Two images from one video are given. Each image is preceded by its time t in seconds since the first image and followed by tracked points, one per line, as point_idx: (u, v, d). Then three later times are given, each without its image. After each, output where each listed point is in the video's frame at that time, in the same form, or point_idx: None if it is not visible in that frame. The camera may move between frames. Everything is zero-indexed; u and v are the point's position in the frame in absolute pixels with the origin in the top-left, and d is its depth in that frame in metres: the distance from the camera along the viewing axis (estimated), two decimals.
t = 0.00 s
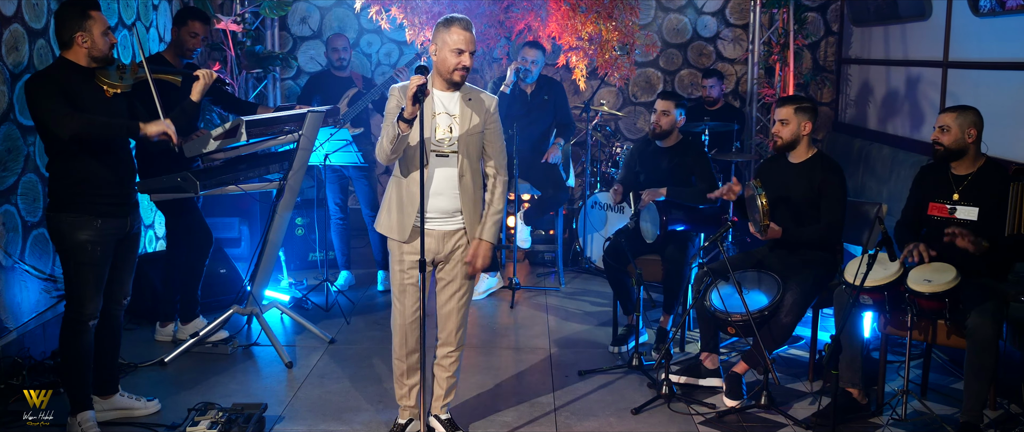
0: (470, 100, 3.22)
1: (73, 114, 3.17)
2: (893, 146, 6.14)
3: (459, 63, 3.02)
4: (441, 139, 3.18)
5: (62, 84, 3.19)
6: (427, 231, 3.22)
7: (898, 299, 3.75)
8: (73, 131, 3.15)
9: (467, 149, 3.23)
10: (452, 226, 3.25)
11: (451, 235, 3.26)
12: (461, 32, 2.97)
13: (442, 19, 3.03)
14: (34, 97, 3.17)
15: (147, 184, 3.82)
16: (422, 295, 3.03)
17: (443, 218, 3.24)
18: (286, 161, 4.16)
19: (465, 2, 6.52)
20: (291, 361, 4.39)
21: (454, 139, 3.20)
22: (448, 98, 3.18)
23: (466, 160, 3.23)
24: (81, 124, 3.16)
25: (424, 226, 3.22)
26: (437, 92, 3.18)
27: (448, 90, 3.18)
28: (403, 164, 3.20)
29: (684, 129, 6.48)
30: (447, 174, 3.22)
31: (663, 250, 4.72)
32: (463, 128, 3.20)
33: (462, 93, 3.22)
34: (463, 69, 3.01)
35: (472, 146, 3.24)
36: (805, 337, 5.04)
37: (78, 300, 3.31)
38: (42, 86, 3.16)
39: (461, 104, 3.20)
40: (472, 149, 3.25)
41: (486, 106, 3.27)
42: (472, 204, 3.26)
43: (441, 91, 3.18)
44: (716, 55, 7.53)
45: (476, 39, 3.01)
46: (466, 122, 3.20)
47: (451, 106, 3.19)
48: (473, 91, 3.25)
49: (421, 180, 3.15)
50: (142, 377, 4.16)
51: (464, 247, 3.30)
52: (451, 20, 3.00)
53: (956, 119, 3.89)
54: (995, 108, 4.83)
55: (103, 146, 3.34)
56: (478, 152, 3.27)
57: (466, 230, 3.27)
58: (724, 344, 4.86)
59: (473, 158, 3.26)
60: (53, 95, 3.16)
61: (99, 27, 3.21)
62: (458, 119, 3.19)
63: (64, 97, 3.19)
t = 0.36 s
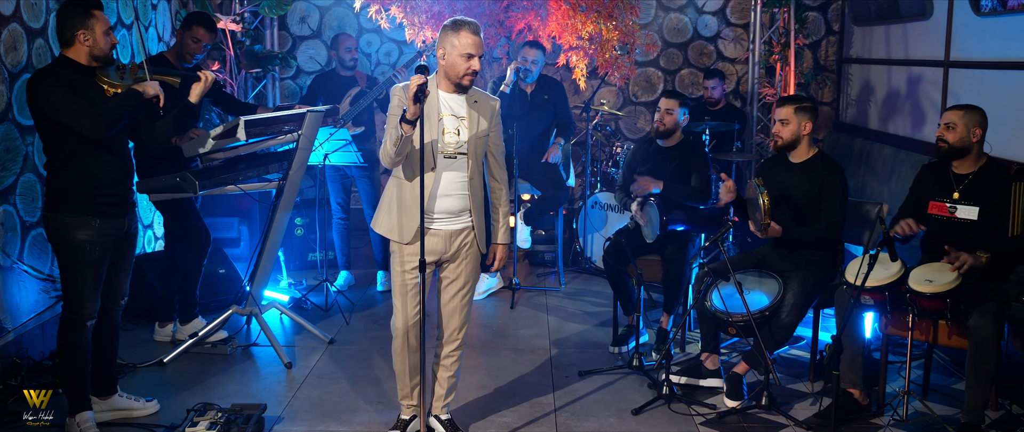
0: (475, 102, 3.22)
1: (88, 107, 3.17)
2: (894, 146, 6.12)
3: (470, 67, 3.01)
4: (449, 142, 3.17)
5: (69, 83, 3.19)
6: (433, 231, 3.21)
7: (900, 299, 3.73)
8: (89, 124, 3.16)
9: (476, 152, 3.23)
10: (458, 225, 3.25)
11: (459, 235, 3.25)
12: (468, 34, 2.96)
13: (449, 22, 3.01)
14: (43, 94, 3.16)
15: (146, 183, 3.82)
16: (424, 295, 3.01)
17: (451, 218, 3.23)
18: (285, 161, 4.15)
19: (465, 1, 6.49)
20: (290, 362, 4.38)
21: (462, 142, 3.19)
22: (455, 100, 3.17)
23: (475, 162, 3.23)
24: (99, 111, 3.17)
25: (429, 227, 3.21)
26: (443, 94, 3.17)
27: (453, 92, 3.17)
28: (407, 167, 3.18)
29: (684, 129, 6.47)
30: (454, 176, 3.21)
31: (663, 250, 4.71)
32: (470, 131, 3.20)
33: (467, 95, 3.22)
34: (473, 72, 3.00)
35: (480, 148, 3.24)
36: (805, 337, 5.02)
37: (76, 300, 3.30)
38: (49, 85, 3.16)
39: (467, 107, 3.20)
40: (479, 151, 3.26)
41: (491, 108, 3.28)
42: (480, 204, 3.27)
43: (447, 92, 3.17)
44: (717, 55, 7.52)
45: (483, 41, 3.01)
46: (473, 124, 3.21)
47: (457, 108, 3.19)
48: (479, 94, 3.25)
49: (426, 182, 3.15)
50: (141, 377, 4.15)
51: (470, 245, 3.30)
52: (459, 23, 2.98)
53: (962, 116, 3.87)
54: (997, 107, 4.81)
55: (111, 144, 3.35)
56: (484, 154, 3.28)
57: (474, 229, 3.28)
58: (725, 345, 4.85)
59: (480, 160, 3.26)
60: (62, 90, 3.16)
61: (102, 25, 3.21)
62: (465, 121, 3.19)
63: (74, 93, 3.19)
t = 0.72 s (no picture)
0: (476, 102, 3.20)
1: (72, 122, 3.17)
2: (895, 146, 6.11)
3: (471, 67, 2.99)
4: (449, 141, 3.16)
5: (64, 84, 3.16)
6: (433, 231, 3.20)
7: (901, 299, 3.71)
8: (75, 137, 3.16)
9: (476, 151, 3.22)
10: (460, 224, 3.24)
11: (459, 234, 3.24)
12: (470, 34, 2.95)
13: (450, 21, 3.00)
14: (39, 95, 3.14)
15: (144, 183, 3.80)
16: (425, 296, 3.00)
17: (451, 218, 3.22)
18: (284, 161, 4.13)
19: None
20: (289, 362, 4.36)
21: (462, 142, 3.18)
22: (455, 99, 3.16)
23: (474, 161, 3.22)
24: (75, 146, 3.14)
25: (430, 226, 3.20)
26: (443, 93, 3.15)
27: (454, 92, 3.16)
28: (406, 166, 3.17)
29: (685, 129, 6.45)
30: (454, 175, 3.20)
31: (664, 250, 4.70)
32: (470, 130, 3.19)
33: (468, 95, 3.21)
34: (473, 72, 2.99)
35: (480, 148, 3.22)
36: (806, 338, 5.01)
37: (75, 300, 3.28)
38: (46, 87, 3.14)
39: (468, 106, 3.18)
40: (479, 151, 3.24)
41: (492, 107, 3.26)
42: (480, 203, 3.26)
43: (447, 92, 3.16)
44: (718, 54, 7.51)
45: (485, 41, 2.99)
46: (473, 124, 3.19)
47: (458, 108, 3.17)
48: (480, 94, 3.23)
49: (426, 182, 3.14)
50: (140, 378, 4.14)
51: (471, 244, 3.29)
52: (461, 23, 2.96)
53: (968, 118, 3.85)
54: (999, 107, 4.80)
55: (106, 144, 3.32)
56: (484, 154, 3.27)
57: (474, 228, 3.27)
58: (725, 346, 4.83)
59: (480, 159, 3.25)
60: (57, 96, 3.14)
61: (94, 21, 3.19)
62: (465, 121, 3.18)
63: (70, 99, 3.18)
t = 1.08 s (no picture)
0: (473, 103, 3.19)
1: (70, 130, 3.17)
2: (896, 146, 6.10)
3: (469, 69, 2.98)
4: (446, 142, 3.15)
5: (60, 86, 3.15)
6: (430, 231, 3.18)
7: (903, 300, 3.72)
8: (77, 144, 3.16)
9: (473, 152, 3.20)
10: (456, 225, 3.22)
11: (456, 234, 3.23)
12: (469, 36, 2.94)
13: (450, 22, 2.99)
14: (34, 103, 3.13)
15: (142, 183, 3.78)
16: (422, 297, 2.99)
17: (448, 218, 3.20)
18: (283, 161, 4.12)
19: None
20: (289, 362, 4.36)
21: (459, 142, 3.17)
22: (453, 100, 3.15)
23: (471, 162, 3.20)
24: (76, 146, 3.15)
25: (426, 226, 3.18)
26: (441, 93, 3.14)
27: (451, 93, 3.15)
28: (403, 165, 3.15)
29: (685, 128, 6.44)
30: (451, 175, 3.18)
31: (664, 250, 4.68)
32: (468, 131, 3.18)
33: (466, 96, 3.19)
34: (472, 74, 2.98)
35: (477, 149, 3.21)
36: (807, 338, 4.99)
37: (73, 301, 3.27)
38: (42, 95, 3.13)
39: (465, 107, 3.17)
40: (477, 152, 3.23)
41: (490, 109, 3.25)
42: (476, 204, 3.24)
43: (445, 92, 3.14)
44: (718, 54, 7.49)
45: (484, 44, 2.98)
46: (471, 125, 3.18)
47: (455, 109, 3.16)
48: (478, 95, 3.22)
49: (423, 181, 3.12)
50: (139, 378, 4.13)
51: (468, 245, 3.28)
52: (460, 25, 2.96)
53: (969, 121, 3.83)
54: (1001, 106, 4.78)
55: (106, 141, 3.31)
56: (481, 155, 3.25)
57: (471, 229, 3.26)
58: (726, 346, 4.83)
59: (478, 160, 3.23)
60: (53, 104, 3.14)
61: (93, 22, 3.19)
62: (463, 122, 3.16)
63: (64, 100, 3.16)
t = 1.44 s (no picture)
0: (474, 104, 3.18)
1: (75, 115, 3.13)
2: (898, 146, 6.09)
3: (470, 70, 2.97)
4: (447, 143, 3.14)
5: (62, 84, 3.14)
6: (430, 231, 3.17)
7: (904, 300, 3.72)
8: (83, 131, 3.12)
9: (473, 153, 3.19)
10: (456, 225, 3.21)
11: (456, 235, 3.22)
12: (470, 38, 2.93)
13: (451, 24, 2.97)
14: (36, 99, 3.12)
15: (143, 182, 3.78)
16: (421, 297, 2.98)
17: (448, 218, 3.19)
18: (283, 161, 4.10)
19: None
20: (288, 363, 4.35)
21: (460, 144, 3.16)
22: (453, 102, 3.14)
23: (472, 163, 3.19)
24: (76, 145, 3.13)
25: (426, 226, 3.17)
26: (441, 95, 3.13)
27: (452, 94, 3.13)
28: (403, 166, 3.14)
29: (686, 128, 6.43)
30: (451, 177, 3.17)
31: (665, 250, 4.67)
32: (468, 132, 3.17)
33: (466, 98, 3.18)
34: (473, 76, 2.96)
35: (478, 151, 3.20)
36: (807, 338, 4.98)
37: (72, 301, 3.26)
38: (45, 89, 3.11)
39: (466, 109, 3.16)
40: (477, 153, 3.22)
41: (490, 110, 3.24)
42: (477, 205, 3.23)
43: (446, 94, 3.13)
44: (719, 53, 7.48)
45: (485, 45, 2.97)
46: (471, 126, 3.16)
47: (455, 110, 3.15)
48: (478, 96, 3.20)
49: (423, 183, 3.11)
50: (138, 379, 4.12)
51: (467, 245, 3.27)
52: (461, 26, 2.94)
53: (968, 118, 3.83)
54: (1002, 106, 4.77)
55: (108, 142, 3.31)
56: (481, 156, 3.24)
57: (471, 229, 3.24)
58: (727, 346, 4.81)
59: (478, 162, 3.22)
60: (56, 96, 3.12)
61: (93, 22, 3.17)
62: (463, 123, 3.15)
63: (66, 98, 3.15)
